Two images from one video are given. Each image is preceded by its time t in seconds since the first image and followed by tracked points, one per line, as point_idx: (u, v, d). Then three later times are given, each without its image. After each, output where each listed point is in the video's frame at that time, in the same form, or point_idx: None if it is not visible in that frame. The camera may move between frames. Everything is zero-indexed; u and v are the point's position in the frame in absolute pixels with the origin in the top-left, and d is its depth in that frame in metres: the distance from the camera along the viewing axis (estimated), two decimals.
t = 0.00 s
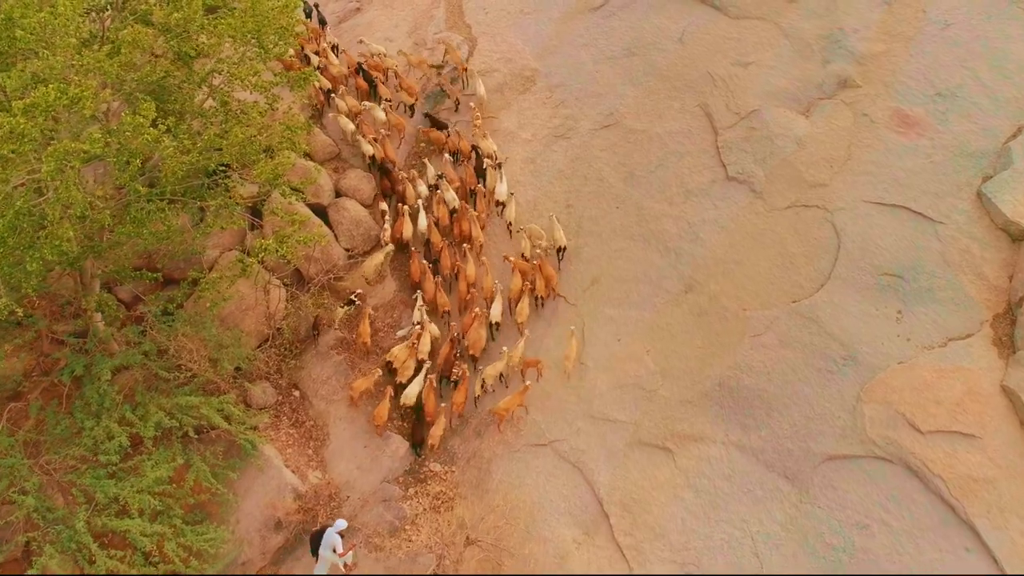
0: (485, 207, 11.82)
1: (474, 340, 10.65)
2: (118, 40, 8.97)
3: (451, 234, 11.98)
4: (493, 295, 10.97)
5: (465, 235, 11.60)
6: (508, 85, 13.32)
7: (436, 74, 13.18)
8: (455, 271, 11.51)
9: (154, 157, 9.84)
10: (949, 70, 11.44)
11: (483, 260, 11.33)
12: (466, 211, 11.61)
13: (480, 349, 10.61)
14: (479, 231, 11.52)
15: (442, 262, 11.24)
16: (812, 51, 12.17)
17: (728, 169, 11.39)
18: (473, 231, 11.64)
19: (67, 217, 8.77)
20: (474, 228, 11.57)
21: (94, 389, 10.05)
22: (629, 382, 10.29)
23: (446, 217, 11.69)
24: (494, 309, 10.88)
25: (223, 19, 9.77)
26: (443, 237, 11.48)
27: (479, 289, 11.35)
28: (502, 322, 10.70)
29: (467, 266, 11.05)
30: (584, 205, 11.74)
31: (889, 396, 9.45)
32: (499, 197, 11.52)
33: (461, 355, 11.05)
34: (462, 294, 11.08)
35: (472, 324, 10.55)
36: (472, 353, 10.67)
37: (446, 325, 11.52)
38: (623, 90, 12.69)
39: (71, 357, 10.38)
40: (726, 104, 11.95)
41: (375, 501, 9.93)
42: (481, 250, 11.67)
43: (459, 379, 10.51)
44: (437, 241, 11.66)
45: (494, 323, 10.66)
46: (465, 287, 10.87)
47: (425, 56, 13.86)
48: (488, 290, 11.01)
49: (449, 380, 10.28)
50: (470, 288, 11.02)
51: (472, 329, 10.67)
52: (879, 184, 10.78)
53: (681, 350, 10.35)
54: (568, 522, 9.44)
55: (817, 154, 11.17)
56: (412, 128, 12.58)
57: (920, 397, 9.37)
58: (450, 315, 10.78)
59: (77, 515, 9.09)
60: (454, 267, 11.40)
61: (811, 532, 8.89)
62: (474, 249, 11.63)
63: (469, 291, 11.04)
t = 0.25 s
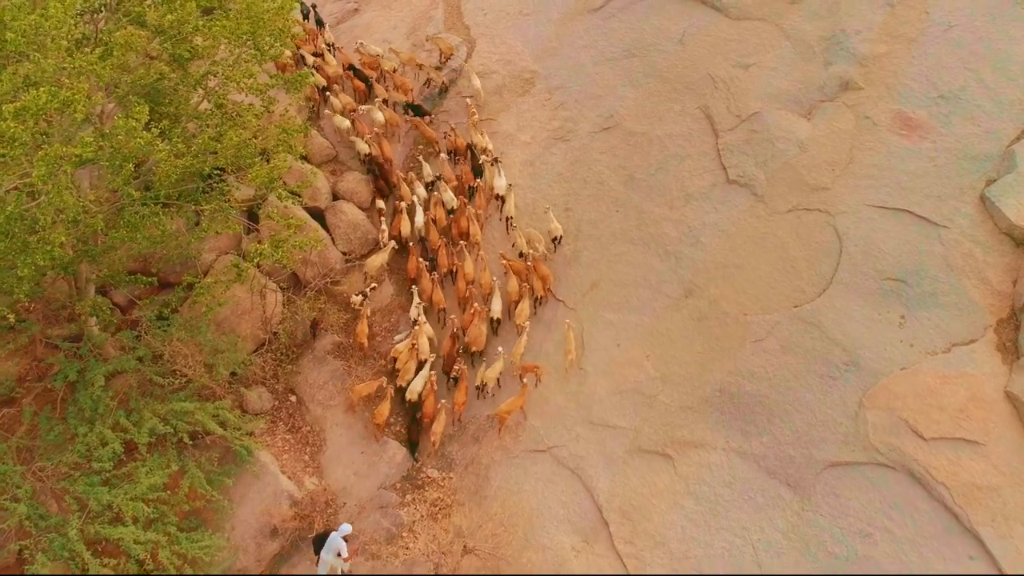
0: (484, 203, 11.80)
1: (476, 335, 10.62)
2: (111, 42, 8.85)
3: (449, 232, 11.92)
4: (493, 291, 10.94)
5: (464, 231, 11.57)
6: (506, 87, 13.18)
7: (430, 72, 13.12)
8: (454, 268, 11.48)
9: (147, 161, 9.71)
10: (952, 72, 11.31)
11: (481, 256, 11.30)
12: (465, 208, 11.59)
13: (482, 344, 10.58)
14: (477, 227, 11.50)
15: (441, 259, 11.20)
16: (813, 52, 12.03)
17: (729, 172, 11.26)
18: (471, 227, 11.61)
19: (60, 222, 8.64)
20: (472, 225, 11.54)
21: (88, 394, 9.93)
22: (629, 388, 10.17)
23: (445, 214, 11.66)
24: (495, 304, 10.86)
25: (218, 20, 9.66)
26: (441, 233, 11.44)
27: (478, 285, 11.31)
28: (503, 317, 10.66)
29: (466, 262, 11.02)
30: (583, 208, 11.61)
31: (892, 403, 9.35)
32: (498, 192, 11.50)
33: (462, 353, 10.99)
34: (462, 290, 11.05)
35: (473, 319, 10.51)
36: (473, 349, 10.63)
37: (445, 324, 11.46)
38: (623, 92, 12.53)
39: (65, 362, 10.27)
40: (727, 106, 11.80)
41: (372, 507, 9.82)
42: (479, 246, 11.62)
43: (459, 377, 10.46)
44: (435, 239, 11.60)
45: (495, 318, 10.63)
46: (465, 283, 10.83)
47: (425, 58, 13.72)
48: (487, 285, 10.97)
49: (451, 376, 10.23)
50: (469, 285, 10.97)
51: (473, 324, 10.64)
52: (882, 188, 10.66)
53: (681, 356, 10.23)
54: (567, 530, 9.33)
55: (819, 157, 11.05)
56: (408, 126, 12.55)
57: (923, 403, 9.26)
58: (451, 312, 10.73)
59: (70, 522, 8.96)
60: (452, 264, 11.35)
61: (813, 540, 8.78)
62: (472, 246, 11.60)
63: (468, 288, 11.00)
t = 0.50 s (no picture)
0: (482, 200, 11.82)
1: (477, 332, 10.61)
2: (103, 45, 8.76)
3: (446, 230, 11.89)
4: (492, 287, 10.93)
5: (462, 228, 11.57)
6: (505, 89, 13.05)
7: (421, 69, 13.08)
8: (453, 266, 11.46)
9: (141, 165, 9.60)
10: (955, 74, 11.19)
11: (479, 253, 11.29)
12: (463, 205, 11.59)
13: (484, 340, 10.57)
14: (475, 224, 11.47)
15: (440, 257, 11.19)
16: (815, 54, 11.88)
17: (730, 175, 11.13)
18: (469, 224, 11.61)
19: (52, 227, 8.55)
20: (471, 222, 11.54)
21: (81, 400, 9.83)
22: (629, 394, 10.05)
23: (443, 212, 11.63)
24: (494, 301, 10.84)
25: (212, 22, 9.56)
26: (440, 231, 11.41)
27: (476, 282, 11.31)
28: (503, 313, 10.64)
29: (465, 259, 11.01)
30: (583, 212, 11.48)
31: (894, 409, 9.23)
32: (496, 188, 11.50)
33: (462, 350, 10.95)
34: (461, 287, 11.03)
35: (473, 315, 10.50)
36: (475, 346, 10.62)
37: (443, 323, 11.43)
38: (622, 95, 12.38)
39: (59, 368, 10.17)
40: (728, 109, 11.65)
41: (369, 515, 9.71)
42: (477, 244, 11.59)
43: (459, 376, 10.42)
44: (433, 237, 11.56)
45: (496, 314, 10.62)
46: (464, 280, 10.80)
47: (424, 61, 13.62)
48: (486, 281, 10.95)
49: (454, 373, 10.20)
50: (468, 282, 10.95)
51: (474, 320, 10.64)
52: (884, 192, 10.54)
53: (682, 361, 10.11)
54: (566, 537, 9.21)
55: (821, 160, 10.92)
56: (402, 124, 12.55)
57: (926, 410, 9.16)
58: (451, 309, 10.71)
59: (63, 530, 8.86)
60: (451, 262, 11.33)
61: (814, 548, 8.66)
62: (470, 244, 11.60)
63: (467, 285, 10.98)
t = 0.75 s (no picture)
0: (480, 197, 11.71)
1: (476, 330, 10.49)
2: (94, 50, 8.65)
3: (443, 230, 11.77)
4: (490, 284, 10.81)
5: (459, 226, 11.45)
6: (503, 92, 12.82)
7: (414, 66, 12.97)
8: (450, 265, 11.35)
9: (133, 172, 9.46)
10: (959, 77, 11.04)
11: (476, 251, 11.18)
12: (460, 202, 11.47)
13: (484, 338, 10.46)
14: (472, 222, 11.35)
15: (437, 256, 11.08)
16: (817, 57, 11.63)
17: (731, 180, 10.95)
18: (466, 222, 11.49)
19: (42, 235, 8.43)
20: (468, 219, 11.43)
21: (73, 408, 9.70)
22: (628, 402, 9.90)
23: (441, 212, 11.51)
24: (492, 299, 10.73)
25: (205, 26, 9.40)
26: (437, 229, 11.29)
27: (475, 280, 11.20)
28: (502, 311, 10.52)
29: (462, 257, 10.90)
30: (582, 217, 11.29)
31: (898, 418, 9.11)
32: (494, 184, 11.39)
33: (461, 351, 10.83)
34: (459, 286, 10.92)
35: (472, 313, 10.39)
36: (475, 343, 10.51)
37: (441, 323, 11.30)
38: (622, 98, 12.11)
39: (51, 376, 10.05)
40: (729, 113, 11.43)
41: (365, 524, 9.58)
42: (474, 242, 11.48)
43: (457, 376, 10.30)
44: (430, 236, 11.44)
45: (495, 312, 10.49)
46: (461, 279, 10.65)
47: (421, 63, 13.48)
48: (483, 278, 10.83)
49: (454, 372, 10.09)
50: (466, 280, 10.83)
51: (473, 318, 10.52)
52: (887, 197, 10.39)
53: (682, 369, 9.96)
54: (565, 548, 9.07)
55: (823, 164, 10.75)
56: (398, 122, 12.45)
57: (930, 419, 9.03)
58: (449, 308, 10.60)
59: (54, 541, 8.73)
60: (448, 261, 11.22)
61: (817, 560, 8.51)
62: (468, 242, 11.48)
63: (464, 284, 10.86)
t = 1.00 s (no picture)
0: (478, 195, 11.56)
1: (475, 329, 10.35)
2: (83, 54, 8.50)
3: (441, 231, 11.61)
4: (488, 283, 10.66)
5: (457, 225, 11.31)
6: (502, 96, 12.63)
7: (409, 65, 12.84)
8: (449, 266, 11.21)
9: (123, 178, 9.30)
10: (964, 81, 10.87)
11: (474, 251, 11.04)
12: (458, 201, 11.34)
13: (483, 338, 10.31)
14: (470, 221, 11.20)
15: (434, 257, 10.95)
16: (819, 62, 11.43)
17: (732, 186, 10.79)
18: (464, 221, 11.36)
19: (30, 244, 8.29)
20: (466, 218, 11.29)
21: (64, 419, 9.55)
22: (629, 412, 9.72)
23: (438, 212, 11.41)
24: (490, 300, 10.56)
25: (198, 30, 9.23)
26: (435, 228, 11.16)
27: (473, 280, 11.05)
28: (501, 310, 10.36)
29: (460, 257, 10.74)
30: (582, 223, 11.10)
31: (903, 430, 8.94)
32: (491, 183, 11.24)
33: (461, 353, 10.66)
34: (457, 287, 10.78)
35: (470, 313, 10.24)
36: (475, 343, 10.35)
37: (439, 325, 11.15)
38: (623, 102, 11.94)
39: (42, 386, 9.91)
40: (731, 117, 11.26)
41: (361, 537, 9.40)
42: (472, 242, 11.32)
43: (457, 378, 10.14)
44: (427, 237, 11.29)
45: (493, 311, 10.34)
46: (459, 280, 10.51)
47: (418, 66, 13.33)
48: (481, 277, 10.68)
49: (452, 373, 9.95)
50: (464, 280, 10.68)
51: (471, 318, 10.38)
52: (892, 204, 10.22)
53: (684, 378, 9.79)
54: (565, 562, 8.90)
55: (827, 170, 10.58)
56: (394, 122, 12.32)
57: (936, 430, 8.89)
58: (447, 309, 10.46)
59: (43, 555, 8.58)
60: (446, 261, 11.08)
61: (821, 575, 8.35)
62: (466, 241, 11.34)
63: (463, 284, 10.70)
